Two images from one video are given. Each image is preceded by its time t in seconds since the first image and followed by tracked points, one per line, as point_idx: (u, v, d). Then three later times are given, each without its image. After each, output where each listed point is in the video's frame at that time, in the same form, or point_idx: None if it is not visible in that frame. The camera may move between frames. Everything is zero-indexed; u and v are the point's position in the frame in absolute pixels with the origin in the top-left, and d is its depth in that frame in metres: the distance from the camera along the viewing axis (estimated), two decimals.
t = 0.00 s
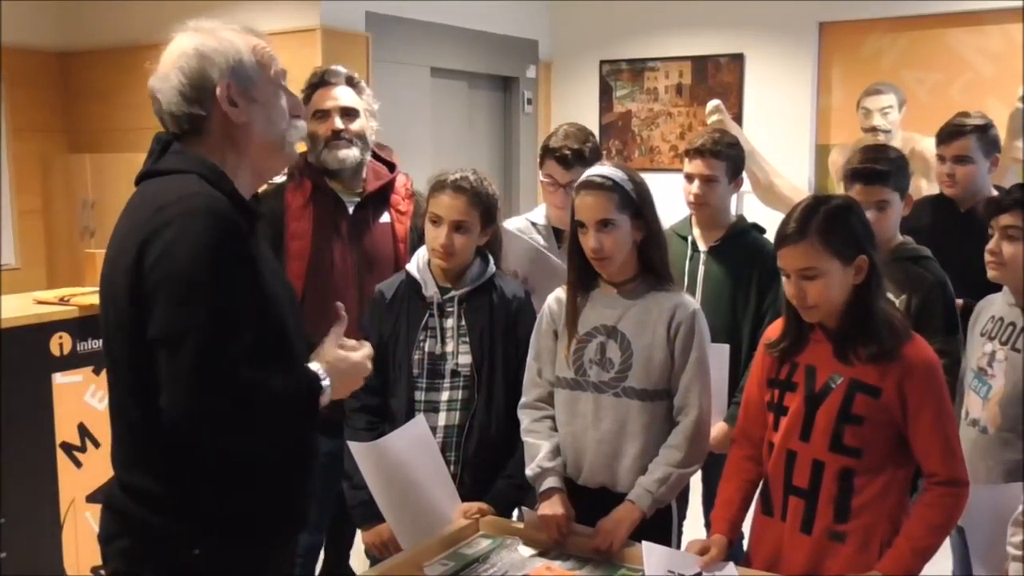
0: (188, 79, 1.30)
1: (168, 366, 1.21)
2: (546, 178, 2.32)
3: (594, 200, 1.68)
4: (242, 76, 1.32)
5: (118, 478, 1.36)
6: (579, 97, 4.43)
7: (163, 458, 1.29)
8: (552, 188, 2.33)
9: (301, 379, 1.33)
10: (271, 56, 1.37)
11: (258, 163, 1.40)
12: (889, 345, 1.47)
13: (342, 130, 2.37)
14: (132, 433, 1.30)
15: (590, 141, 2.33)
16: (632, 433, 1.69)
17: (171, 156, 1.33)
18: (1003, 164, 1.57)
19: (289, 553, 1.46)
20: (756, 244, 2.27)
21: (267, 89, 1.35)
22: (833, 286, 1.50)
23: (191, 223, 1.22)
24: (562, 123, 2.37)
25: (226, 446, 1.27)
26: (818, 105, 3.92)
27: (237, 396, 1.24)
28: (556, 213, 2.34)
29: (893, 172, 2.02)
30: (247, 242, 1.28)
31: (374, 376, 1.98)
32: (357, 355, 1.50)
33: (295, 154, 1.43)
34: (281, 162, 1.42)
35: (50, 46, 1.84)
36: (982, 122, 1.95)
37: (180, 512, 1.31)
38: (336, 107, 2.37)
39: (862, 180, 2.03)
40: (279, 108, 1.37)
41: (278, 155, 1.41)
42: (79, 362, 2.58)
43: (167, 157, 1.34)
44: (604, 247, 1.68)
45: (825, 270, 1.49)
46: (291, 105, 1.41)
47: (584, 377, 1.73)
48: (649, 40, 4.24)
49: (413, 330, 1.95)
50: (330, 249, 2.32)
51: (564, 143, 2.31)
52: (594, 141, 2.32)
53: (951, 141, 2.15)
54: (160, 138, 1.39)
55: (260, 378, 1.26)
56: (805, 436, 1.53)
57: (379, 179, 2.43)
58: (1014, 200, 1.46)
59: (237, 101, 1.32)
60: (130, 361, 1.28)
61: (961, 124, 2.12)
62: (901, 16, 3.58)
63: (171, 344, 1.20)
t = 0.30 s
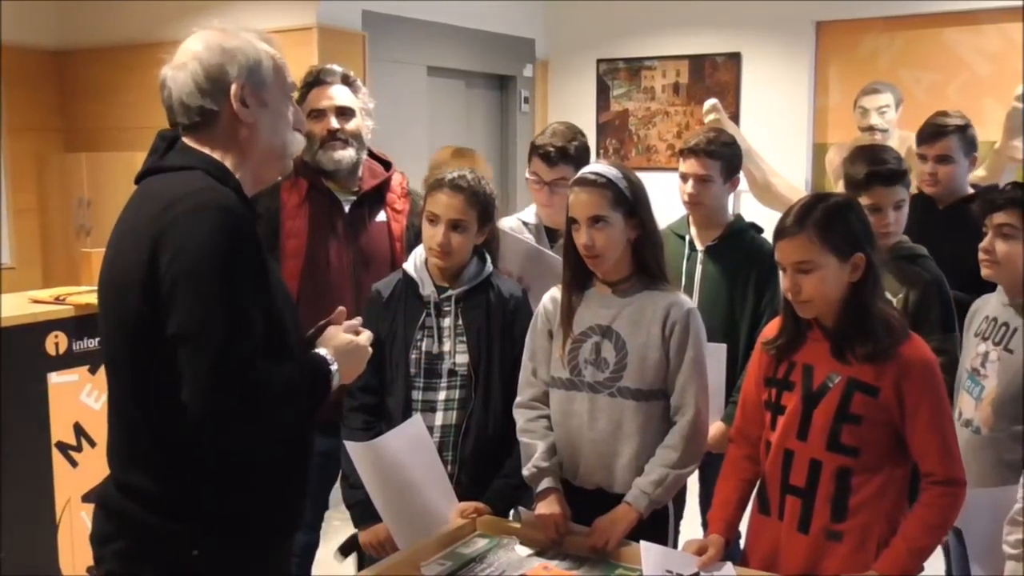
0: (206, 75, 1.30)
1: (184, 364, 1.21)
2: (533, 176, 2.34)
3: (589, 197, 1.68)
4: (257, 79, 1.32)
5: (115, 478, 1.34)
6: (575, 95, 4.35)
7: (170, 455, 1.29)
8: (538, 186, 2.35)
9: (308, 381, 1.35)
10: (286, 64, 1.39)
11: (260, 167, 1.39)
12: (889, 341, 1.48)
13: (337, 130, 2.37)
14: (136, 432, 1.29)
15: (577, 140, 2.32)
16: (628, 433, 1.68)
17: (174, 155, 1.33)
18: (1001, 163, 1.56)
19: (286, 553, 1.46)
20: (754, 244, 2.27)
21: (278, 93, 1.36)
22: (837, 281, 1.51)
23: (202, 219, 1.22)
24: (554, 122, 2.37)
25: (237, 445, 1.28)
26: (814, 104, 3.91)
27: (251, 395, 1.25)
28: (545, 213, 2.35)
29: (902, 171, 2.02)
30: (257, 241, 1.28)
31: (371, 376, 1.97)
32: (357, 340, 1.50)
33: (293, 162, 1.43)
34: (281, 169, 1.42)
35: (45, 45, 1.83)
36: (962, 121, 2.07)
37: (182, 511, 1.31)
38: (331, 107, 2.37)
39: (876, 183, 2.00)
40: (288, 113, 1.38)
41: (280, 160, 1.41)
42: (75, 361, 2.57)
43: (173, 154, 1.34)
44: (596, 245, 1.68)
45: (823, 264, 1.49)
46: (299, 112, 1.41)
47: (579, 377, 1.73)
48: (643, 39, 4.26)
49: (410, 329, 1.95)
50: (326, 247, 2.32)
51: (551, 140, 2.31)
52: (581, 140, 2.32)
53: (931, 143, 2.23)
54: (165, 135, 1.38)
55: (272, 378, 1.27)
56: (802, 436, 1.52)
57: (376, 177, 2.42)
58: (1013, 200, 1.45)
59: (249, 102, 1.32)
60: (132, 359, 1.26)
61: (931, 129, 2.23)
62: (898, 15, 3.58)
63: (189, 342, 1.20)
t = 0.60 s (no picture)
0: (206, 76, 1.29)
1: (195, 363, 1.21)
2: (528, 177, 2.34)
3: (581, 194, 1.68)
4: (256, 79, 1.32)
5: (111, 480, 1.33)
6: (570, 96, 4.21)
7: (174, 454, 1.28)
8: (535, 189, 2.34)
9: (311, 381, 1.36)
10: (284, 66, 1.39)
11: (258, 168, 1.39)
12: (890, 340, 1.48)
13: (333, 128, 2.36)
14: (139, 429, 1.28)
15: (571, 141, 2.31)
16: (623, 433, 1.68)
17: (175, 155, 1.32)
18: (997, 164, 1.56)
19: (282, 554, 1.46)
20: (750, 244, 2.26)
21: (277, 95, 1.36)
22: (835, 279, 1.51)
23: (209, 217, 1.21)
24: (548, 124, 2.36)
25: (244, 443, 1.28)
26: (812, 104, 3.92)
27: (260, 394, 1.25)
28: (538, 213, 2.37)
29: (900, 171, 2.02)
30: (266, 240, 1.28)
31: (368, 377, 1.97)
32: (352, 338, 1.50)
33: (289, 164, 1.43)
34: (278, 170, 1.42)
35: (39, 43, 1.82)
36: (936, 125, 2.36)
37: (182, 511, 1.31)
38: (327, 106, 2.35)
39: (874, 181, 2.00)
40: (286, 115, 1.38)
41: (277, 160, 1.41)
42: (70, 359, 2.57)
43: (174, 153, 1.33)
44: (589, 243, 1.68)
45: (819, 255, 1.49)
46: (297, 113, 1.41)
47: (574, 377, 1.73)
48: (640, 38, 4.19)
49: (406, 328, 1.95)
50: (322, 246, 2.32)
51: (546, 142, 2.30)
52: (576, 141, 2.31)
53: (905, 146, 2.37)
54: (165, 133, 1.37)
55: (280, 377, 1.28)
56: (801, 435, 1.52)
57: (371, 176, 2.41)
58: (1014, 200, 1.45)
59: (248, 102, 1.32)
60: (134, 358, 1.26)
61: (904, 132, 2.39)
62: (895, 14, 3.56)
63: (201, 341, 1.19)
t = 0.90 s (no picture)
0: (197, 76, 1.29)
1: (187, 364, 1.20)
2: (526, 178, 2.34)
3: (580, 191, 1.68)
4: (248, 79, 1.32)
5: (105, 480, 1.33)
6: (567, 95, 4.02)
7: (169, 453, 1.28)
8: (533, 190, 2.34)
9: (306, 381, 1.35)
10: (276, 64, 1.38)
11: (252, 167, 1.39)
12: (889, 338, 1.48)
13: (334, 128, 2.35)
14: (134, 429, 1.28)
15: (569, 141, 2.31)
16: (621, 432, 1.68)
17: (166, 155, 1.32)
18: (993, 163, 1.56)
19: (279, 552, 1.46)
20: (747, 243, 2.26)
21: (269, 94, 1.35)
22: (835, 274, 1.52)
23: (200, 218, 1.21)
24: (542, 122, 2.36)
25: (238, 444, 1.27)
26: (808, 100, 3.92)
27: (254, 395, 1.24)
28: (535, 212, 2.37)
29: (891, 169, 2.02)
30: (258, 240, 1.27)
31: (365, 374, 1.97)
32: (352, 338, 1.51)
33: (283, 163, 1.43)
34: (273, 169, 1.42)
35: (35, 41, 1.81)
36: (926, 123, 2.26)
37: (176, 512, 1.31)
38: (326, 104, 2.35)
39: (865, 181, 2.01)
40: (278, 113, 1.38)
41: (272, 159, 1.41)
42: (65, 359, 2.56)
43: (166, 152, 1.33)
44: (584, 239, 1.68)
45: (819, 246, 1.51)
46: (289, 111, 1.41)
47: (572, 376, 1.72)
48: (641, 38, 3.94)
49: (404, 327, 1.94)
50: (319, 245, 2.31)
51: (543, 142, 2.29)
52: (573, 140, 2.30)
53: (898, 145, 2.40)
54: (157, 131, 1.38)
55: (274, 377, 1.27)
56: (799, 434, 1.52)
57: (368, 175, 2.40)
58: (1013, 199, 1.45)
59: (240, 102, 1.32)
60: (126, 360, 1.26)
61: (897, 127, 2.37)
62: (893, 13, 3.53)
63: (192, 342, 1.19)
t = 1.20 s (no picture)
0: (171, 78, 1.29)
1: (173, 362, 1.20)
2: (524, 179, 2.34)
3: (581, 191, 1.68)
4: (225, 74, 1.31)
5: (101, 479, 1.34)
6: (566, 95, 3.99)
7: (161, 451, 1.28)
8: (532, 191, 2.35)
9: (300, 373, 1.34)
10: (258, 55, 1.37)
11: (244, 163, 1.38)
12: (889, 336, 1.48)
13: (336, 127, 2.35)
14: (127, 429, 1.28)
15: (565, 140, 2.31)
16: (621, 430, 1.68)
17: (150, 154, 1.32)
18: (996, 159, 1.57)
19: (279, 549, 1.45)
20: (745, 242, 2.26)
21: (250, 88, 1.34)
22: (832, 271, 1.52)
23: (183, 216, 1.20)
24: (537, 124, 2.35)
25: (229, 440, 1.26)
26: (806, 100, 3.95)
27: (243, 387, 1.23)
28: (533, 212, 2.37)
29: (883, 170, 2.01)
30: (241, 235, 1.26)
31: (363, 372, 1.97)
32: (357, 325, 1.51)
33: (276, 155, 1.41)
34: (268, 159, 1.41)
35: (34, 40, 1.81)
36: (928, 123, 2.25)
37: (169, 512, 1.30)
38: (327, 104, 2.35)
39: (855, 180, 2.01)
40: (262, 108, 1.36)
41: (263, 155, 1.40)
42: (64, 358, 2.56)
43: (150, 151, 1.33)
44: (585, 239, 1.68)
45: (820, 239, 1.51)
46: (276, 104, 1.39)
47: (572, 375, 1.72)
48: (640, 34, 3.98)
49: (402, 326, 1.94)
50: (317, 244, 2.31)
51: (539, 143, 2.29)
52: (569, 139, 2.31)
53: (898, 145, 2.35)
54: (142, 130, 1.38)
55: (263, 370, 1.26)
56: (799, 433, 1.53)
57: (366, 173, 2.40)
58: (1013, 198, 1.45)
59: (220, 99, 1.31)
60: (117, 358, 1.26)
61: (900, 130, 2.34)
62: (891, 11, 3.51)
63: (177, 340, 1.18)
